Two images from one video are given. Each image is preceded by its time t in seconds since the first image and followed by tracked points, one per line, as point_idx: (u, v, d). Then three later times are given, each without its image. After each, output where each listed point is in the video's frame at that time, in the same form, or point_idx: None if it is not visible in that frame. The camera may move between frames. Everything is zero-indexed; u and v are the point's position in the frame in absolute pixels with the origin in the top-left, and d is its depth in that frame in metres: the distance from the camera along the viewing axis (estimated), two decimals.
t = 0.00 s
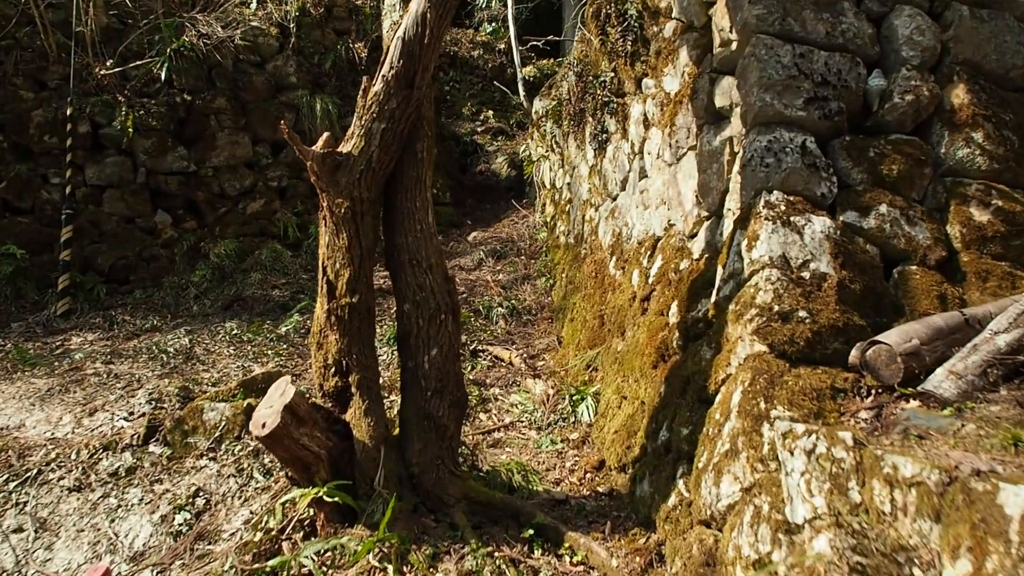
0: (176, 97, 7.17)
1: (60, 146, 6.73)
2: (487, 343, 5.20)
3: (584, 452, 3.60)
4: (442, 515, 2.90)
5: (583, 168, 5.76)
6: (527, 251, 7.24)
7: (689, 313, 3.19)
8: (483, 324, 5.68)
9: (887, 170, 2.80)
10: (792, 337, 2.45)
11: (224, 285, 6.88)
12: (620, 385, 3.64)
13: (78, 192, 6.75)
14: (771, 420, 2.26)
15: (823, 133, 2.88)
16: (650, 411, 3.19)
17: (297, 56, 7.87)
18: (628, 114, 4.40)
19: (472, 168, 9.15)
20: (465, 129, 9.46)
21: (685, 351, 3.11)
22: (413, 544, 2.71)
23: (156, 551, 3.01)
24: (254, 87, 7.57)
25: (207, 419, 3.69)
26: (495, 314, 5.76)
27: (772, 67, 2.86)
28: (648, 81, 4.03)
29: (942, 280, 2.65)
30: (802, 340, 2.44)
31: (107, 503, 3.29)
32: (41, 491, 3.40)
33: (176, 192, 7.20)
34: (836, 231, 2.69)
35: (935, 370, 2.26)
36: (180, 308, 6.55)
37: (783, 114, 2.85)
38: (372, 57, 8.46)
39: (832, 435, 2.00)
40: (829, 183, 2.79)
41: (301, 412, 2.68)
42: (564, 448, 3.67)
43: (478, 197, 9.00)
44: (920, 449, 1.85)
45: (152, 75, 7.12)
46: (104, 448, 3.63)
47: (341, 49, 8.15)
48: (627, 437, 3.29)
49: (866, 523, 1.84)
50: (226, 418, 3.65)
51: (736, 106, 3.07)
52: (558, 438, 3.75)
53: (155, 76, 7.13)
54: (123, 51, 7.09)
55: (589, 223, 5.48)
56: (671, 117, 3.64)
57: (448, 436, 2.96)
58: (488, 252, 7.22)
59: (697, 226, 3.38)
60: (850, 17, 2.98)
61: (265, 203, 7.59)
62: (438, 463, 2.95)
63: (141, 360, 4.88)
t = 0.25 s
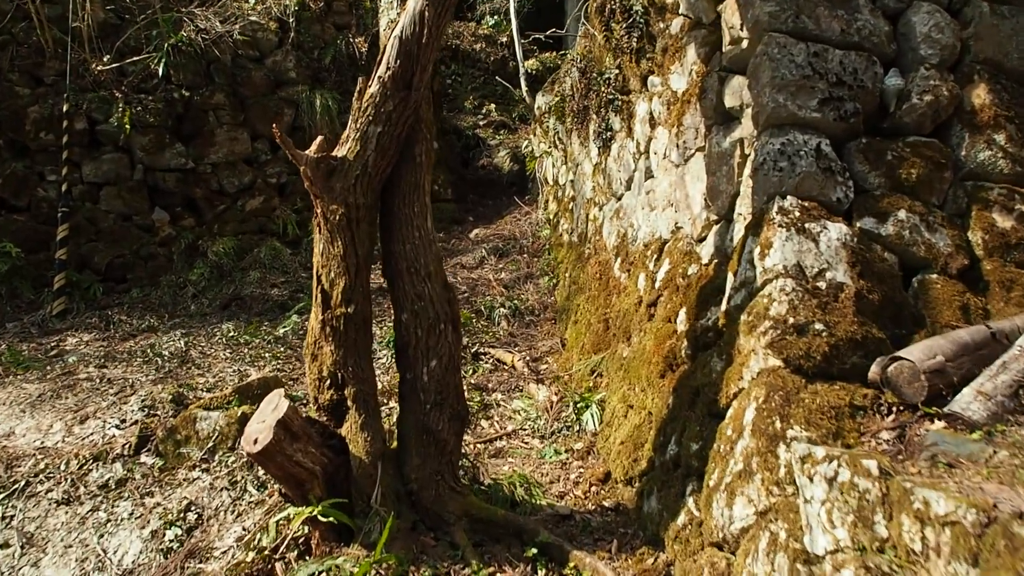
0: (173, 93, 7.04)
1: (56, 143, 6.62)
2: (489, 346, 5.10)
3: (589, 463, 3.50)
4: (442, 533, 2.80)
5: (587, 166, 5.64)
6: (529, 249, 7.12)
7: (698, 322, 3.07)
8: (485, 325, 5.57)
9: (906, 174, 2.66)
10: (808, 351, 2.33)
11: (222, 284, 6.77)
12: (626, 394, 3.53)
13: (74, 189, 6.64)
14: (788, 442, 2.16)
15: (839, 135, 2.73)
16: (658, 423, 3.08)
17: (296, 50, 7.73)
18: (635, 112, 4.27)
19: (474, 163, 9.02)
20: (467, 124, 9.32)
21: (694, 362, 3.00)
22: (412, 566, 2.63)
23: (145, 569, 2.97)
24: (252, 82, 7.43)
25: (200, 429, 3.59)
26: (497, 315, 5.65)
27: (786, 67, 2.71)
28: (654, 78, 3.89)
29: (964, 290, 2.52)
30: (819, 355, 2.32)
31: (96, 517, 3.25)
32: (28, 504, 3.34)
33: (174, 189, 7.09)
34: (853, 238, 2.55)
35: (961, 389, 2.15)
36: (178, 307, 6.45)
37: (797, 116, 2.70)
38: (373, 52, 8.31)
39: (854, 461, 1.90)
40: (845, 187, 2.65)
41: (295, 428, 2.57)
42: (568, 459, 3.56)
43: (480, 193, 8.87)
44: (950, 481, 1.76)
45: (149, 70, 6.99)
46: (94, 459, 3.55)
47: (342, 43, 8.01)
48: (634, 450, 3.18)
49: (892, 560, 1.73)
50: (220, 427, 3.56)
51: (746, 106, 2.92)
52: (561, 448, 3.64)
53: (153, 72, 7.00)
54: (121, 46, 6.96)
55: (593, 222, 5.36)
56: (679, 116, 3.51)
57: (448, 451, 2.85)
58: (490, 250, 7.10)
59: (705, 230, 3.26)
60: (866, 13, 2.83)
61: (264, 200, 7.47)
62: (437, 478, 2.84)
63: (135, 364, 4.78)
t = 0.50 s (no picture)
0: (175, 93, 6.98)
1: (57, 144, 6.55)
2: (494, 349, 5.01)
3: (596, 473, 3.41)
4: (445, 546, 2.71)
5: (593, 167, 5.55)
6: (533, 250, 7.03)
7: (709, 329, 2.98)
8: (489, 328, 5.49)
9: (926, 177, 2.57)
10: (826, 362, 2.24)
11: (224, 286, 6.70)
12: (635, 401, 3.44)
13: (76, 191, 6.57)
14: (807, 458, 2.07)
15: (856, 136, 2.63)
16: (668, 432, 2.99)
17: (298, 51, 7.66)
18: (642, 112, 4.17)
19: (478, 163, 8.94)
20: (470, 124, 9.23)
21: (705, 370, 2.91)
22: None
23: None
24: (254, 83, 7.36)
25: (198, 436, 3.51)
26: (501, 318, 5.56)
27: (801, 66, 2.61)
28: (662, 77, 3.80)
29: (988, 297, 2.43)
30: (838, 365, 2.23)
31: (91, 528, 3.18)
32: (23, 514, 3.29)
33: (175, 190, 7.02)
34: (872, 243, 2.45)
35: (991, 404, 2.08)
36: (180, 310, 6.39)
37: (812, 117, 2.60)
38: (376, 52, 8.24)
39: (880, 480, 1.82)
40: (862, 190, 2.55)
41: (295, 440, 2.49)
42: (575, 468, 3.48)
43: (484, 193, 8.78)
44: (986, 505, 1.72)
45: (151, 71, 6.92)
46: (91, 467, 3.48)
47: (344, 43, 7.94)
48: (643, 460, 3.10)
49: None
50: (219, 435, 3.48)
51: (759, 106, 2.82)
52: (568, 457, 3.56)
53: (154, 72, 6.94)
54: (122, 46, 6.89)
55: (599, 224, 5.27)
56: (689, 117, 3.41)
57: (452, 461, 2.76)
58: (494, 251, 7.01)
59: (716, 234, 3.17)
60: (884, 10, 2.73)
61: (266, 201, 7.39)
62: (440, 490, 2.75)
63: (135, 369, 4.70)
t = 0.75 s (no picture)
0: (178, 96, 6.90)
1: (60, 147, 6.48)
2: (500, 355, 4.90)
3: (606, 483, 3.29)
4: (451, 560, 2.58)
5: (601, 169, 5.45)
6: (540, 254, 6.93)
7: (724, 333, 2.86)
8: (494, 333, 5.39)
9: (954, 174, 2.45)
10: (852, 368, 2.13)
11: (227, 290, 6.61)
12: (646, 409, 3.32)
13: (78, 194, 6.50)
14: (834, 470, 1.96)
15: (880, 132, 2.53)
16: (681, 441, 2.87)
17: (302, 53, 7.58)
18: (652, 112, 4.07)
19: (483, 166, 8.85)
20: (474, 127, 9.14)
21: (721, 376, 2.79)
22: None
23: None
24: (257, 85, 7.28)
25: (198, 443, 3.39)
26: (507, 323, 5.45)
27: (822, 59, 2.50)
28: (672, 75, 3.69)
29: (1021, 300, 2.31)
30: (865, 372, 2.12)
31: (87, 538, 3.07)
32: (17, 523, 3.18)
33: (178, 193, 6.94)
34: (899, 244, 2.34)
35: None
36: (182, 314, 6.30)
37: (834, 111, 2.49)
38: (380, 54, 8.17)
39: (918, 496, 1.70)
40: (888, 189, 2.44)
41: (294, 449, 2.37)
42: (584, 477, 3.36)
43: (489, 196, 8.68)
44: None
45: (154, 74, 6.85)
46: (88, 475, 3.38)
47: (348, 45, 7.86)
48: (656, 469, 2.98)
49: None
50: (218, 442, 3.35)
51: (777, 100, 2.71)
52: (577, 465, 3.44)
53: (157, 75, 6.86)
54: (125, 49, 6.82)
55: (607, 226, 5.17)
56: (701, 114, 3.31)
57: (458, 471, 2.64)
58: (500, 255, 6.91)
59: (731, 235, 3.06)
60: None
61: (270, 205, 7.31)
62: (444, 501, 2.62)
63: (134, 374, 4.61)
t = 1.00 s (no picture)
0: (177, 96, 6.77)
1: (57, 148, 6.35)
2: (506, 360, 4.76)
3: (620, 496, 3.13)
4: None
5: (609, 169, 5.32)
6: (545, 256, 6.78)
7: (746, 338, 2.71)
8: (500, 338, 5.26)
9: (997, 169, 2.30)
10: (891, 378, 1.97)
11: (226, 294, 6.47)
12: (661, 418, 3.16)
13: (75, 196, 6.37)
14: (876, 490, 1.79)
15: (915, 125, 2.39)
16: (701, 453, 2.71)
17: (303, 52, 7.46)
18: (665, 108, 3.93)
19: (486, 168, 8.72)
20: (478, 129, 9.01)
21: (743, 384, 2.63)
22: None
23: None
24: (258, 85, 7.15)
25: (192, 454, 3.20)
26: (513, 327, 5.34)
27: (854, 46, 2.39)
28: (688, 69, 3.56)
29: None
30: (905, 382, 1.95)
31: (75, 554, 2.87)
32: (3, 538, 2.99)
33: (177, 195, 6.80)
34: (938, 243, 2.18)
35: None
36: (180, 318, 6.16)
37: (866, 103, 2.37)
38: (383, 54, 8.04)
39: (979, 523, 1.56)
40: (925, 185, 2.30)
41: (291, 464, 2.22)
42: (596, 490, 3.20)
43: (493, 198, 8.52)
44: None
45: (153, 73, 6.72)
46: (77, 486, 3.19)
47: (350, 44, 7.74)
48: (673, 483, 2.81)
49: None
50: (214, 453, 3.16)
51: (804, 91, 2.57)
52: (589, 477, 3.28)
53: (156, 75, 6.74)
54: (124, 48, 6.70)
55: (616, 228, 5.03)
56: (719, 109, 3.16)
57: (465, 486, 2.45)
58: (504, 258, 6.77)
59: (752, 235, 2.91)
60: None
61: (270, 206, 7.17)
62: (449, 518, 2.44)
63: (130, 380, 4.45)
